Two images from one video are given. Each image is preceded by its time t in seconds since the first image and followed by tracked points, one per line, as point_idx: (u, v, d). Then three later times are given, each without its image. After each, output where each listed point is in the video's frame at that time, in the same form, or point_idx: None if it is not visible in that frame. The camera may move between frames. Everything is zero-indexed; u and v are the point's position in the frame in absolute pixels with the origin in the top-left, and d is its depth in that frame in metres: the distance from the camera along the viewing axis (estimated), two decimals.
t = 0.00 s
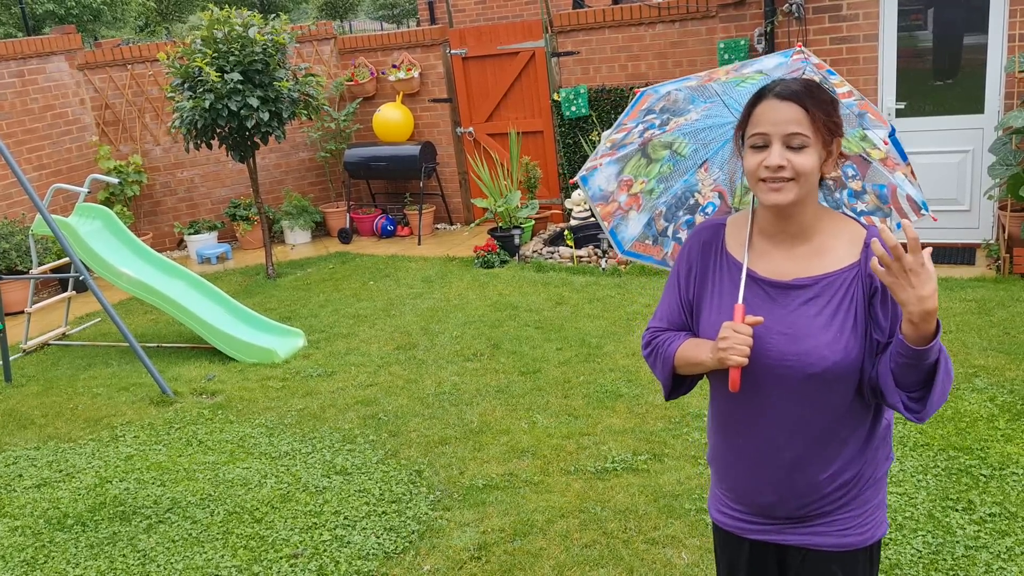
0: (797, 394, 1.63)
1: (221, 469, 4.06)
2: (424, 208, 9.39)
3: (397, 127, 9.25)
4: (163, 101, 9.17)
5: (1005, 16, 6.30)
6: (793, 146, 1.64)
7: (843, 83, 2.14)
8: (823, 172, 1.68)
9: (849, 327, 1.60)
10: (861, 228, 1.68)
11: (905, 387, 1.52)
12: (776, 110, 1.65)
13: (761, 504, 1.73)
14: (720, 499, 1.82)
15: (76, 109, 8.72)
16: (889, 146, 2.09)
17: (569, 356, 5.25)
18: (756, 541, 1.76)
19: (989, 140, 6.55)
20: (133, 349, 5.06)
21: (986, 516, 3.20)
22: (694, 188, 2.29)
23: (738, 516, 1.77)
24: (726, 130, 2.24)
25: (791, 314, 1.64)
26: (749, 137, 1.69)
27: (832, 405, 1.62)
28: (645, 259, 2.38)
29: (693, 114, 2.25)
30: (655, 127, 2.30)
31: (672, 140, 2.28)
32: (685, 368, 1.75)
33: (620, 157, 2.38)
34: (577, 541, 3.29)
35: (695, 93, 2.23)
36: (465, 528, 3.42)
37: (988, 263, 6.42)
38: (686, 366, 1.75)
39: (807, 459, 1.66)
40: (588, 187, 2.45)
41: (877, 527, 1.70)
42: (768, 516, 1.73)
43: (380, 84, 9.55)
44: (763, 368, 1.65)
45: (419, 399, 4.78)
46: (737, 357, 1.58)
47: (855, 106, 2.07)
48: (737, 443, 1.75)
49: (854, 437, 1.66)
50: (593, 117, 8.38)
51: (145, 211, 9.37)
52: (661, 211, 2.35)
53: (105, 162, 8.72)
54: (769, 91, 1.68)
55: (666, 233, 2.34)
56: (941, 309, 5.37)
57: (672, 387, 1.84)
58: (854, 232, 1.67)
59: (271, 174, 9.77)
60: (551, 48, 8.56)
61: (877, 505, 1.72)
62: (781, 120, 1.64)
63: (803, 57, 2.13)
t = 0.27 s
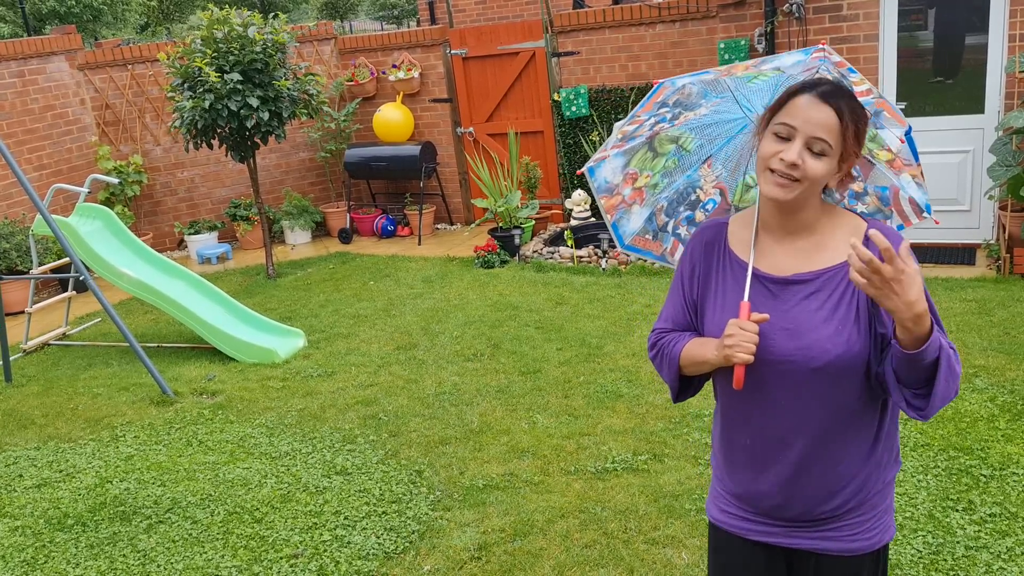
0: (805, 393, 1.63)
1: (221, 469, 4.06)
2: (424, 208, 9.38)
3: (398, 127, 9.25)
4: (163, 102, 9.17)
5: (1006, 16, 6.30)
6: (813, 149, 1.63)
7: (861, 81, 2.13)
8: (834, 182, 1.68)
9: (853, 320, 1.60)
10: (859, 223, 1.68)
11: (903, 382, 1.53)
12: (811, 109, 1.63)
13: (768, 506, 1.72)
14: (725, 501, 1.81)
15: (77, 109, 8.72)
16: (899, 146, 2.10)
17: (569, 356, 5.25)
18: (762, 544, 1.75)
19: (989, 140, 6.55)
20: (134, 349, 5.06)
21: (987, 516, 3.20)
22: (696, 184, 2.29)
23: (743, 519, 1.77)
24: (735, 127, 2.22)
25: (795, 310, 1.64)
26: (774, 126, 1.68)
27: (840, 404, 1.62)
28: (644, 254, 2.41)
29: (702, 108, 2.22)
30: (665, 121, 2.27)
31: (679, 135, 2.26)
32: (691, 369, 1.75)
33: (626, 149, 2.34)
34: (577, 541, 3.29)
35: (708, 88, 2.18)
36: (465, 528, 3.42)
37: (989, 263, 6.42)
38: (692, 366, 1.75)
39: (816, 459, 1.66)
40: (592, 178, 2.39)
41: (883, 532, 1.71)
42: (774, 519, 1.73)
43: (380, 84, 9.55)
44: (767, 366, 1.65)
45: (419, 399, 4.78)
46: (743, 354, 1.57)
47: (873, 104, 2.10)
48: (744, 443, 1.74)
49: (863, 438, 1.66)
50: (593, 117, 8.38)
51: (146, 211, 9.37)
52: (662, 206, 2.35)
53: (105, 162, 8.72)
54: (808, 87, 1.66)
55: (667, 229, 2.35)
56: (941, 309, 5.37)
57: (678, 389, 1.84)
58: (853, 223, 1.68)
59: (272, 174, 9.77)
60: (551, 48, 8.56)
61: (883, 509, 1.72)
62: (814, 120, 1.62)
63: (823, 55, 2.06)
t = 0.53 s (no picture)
0: (806, 391, 1.64)
1: (221, 469, 4.06)
2: (424, 208, 9.38)
3: (398, 127, 9.25)
4: (163, 102, 9.18)
5: (1005, 16, 6.30)
6: (826, 154, 1.63)
7: (871, 82, 2.19)
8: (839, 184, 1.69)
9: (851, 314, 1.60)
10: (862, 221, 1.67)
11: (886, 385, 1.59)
12: (822, 113, 1.62)
13: (768, 506, 1.72)
14: (724, 503, 1.81)
15: (77, 109, 8.72)
16: (899, 148, 2.14)
17: (569, 356, 5.25)
18: (761, 546, 1.74)
19: (989, 140, 6.55)
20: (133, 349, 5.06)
21: (986, 516, 3.20)
22: (692, 177, 2.30)
23: (742, 520, 1.76)
24: (734, 121, 2.21)
25: (795, 305, 1.65)
26: (783, 132, 1.66)
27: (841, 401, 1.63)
28: (637, 245, 2.41)
29: (706, 102, 2.23)
30: (669, 113, 2.28)
31: (679, 126, 2.27)
32: (692, 365, 1.75)
33: (629, 140, 2.36)
34: (577, 542, 3.29)
35: (715, 81, 2.21)
36: (465, 529, 3.42)
37: (988, 263, 6.42)
38: (692, 363, 1.75)
39: (817, 458, 1.66)
40: (595, 168, 2.44)
41: (883, 531, 1.71)
42: (774, 519, 1.72)
43: (380, 84, 9.56)
44: (768, 363, 1.65)
45: (419, 399, 4.78)
46: (746, 350, 1.58)
47: (880, 105, 2.15)
48: (744, 442, 1.74)
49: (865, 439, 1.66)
50: (593, 117, 8.39)
51: (145, 211, 9.37)
52: (658, 198, 2.35)
53: (105, 162, 8.72)
54: (814, 91, 1.65)
55: (660, 220, 2.35)
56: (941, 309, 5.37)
57: (677, 386, 1.84)
58: (853, 222, 1.68)
59: (271, 174, 9.77)
60: (551, 48, 8.56)
61: (883, 509, 1.72)
62: (826, 126, 1.62)
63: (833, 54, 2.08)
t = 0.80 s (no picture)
0: (802, 390, 1.63)
1: (220, 469, 4.06)
2: (423, 207, 9.38)
3: (396, 127, 9.24)
4: (161, 101, 9.17)
5: (1004, 16, 6.30)
6: (819, 152, 1.63)
7: (861, 78, 2.14)
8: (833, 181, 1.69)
9: (846, 312, 1.60)
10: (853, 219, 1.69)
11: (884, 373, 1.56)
12: (813, 111, 1.62)
13: (764, 509, 1.72)
14: (719, 507, 1.80)
15: (75, 109, 8.71)
16: (891, 146, 2.11)
17: (568, 356, 5.25)
18: (758, 550, 1.74)
19: (987, 140, 6.56)
20: (132, 349, 5.06)
21: (985, 516, 3.20)
22: (686, 180, 2.31)
23: (738, 524, 1.75)
24: (726, 124, 2.21)
25: (791, 304, 1.64)
26: (775, 134, 1.66)
27: (836, 401, 1.62)
28: (632, 249, 2.42)
29: (698, 104, 2.22)
30: (660, 115, 2.28)
31: (671, 130, 2.27)
32: (687, 366, 1.74)
33: (621, 144, 2.35)
34: (576, 542, 3.29)
35: (705, 83, 2.19)
36: (464, 529, 3.42)
37: (987, 262, 6.42)
38: (687, 364, 1.74)
39: (812, 458, 1.66)
40: (587, 172, 2.42)
41: (879, 530, 1.71)
42: (770, 522, 1.72)
43: (379, 84, 9.55)
44: (765, 363, 1.65)
45: (418, 399, 4.78)
46: (743, 351, 1.57)
47: (869, 103, 2.12)
48: (739, 444, 1.74)
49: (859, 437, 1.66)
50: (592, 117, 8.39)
51: (144, 211, 9.36)
52: (652, 202, 2.36)
53: (103, 162, 8.72)
54: (802, 90, 1.65)
55: (655, 225, 2.37)
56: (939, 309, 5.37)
57: (671, 388, 1.84)
58: (846, 221, 1.69)
59: (270, 174, 9.77)
60: (550, 48, 8.55)
61: (878, 508, 1.72)
62: (817, 124, 1.62)
63: (824, 52, 2.07)
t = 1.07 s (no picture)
0: (796, 391, 1.63)
1: (219, 470, 4.06)
2: (422, 208, 9.39)
3: (396, 127, 9.24)
4: (161, 102, 9.18)
5: (1003, 16, 6.30)
6: (812, 157, 1.60)
7: (859, 82, 2.15)
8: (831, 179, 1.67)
9: (839, 311, 1.61)
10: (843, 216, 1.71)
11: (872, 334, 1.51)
12: (807, 115, 1.60)
13: (760, 510, 1.72)
14: (715, 510, 1.80)
15: (75, 110, 8.70)
16: (885, 148, 2.14)
17: (568, 356, 5.25)
18: (754, 552, 1.74)
19: (986, 140, 6.56)
20: (132, 350, 5.06)
21: (985, 516, 3.20)
22: (677, 182, 2.29)
23: (734, 526, 1.75)
24: (720, 125, 2.21)
25: (785, 305, 1.64)
26: (769, 135, 1.65)
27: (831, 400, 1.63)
28: (624, 251, 2.41)
29: (693, 105, 2.23)
30: (656, 116, 2.28)
31: (666, 131, 2.27)
32: (683, 368, 1.75)
33: (617, 144, 2.37)
34: (576, 542, 3.29)
35: (702, 83, 2.20)
36: (464, 529, 3.42)
37: (986, 263, 6.42)
38: (683, 366, 1.74)
39: (807, 458, 1.66)
40: (583, 173, 2.43)
41: (875, 529, 1.71)
42: (766, 524, 1.72)
43: (378, 85, 9.56)
44: (761, 364, 1.65)
45: (418, 400, 4.78)
46: (742, 352, 1.58)
47: (866, 105, 2.15)
48: (734, 445, 1.74)
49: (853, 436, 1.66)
50: (592, 118, 8.40)
51: (143, 212, 9.35)
52: (644, 203, 2.36)
53: (102, 163, 8.72)
54: (800, 92, 1.62)
55: (646, 226, 2.35)
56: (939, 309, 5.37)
57: (666, 390, 1.84)
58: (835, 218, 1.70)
59: (270, 174, 9.77)
60: (549, 49, 8.55)
61: (875, 507, 1.72)
62: (811, 127, 1.59)
63: (822, 56, 2.08)
